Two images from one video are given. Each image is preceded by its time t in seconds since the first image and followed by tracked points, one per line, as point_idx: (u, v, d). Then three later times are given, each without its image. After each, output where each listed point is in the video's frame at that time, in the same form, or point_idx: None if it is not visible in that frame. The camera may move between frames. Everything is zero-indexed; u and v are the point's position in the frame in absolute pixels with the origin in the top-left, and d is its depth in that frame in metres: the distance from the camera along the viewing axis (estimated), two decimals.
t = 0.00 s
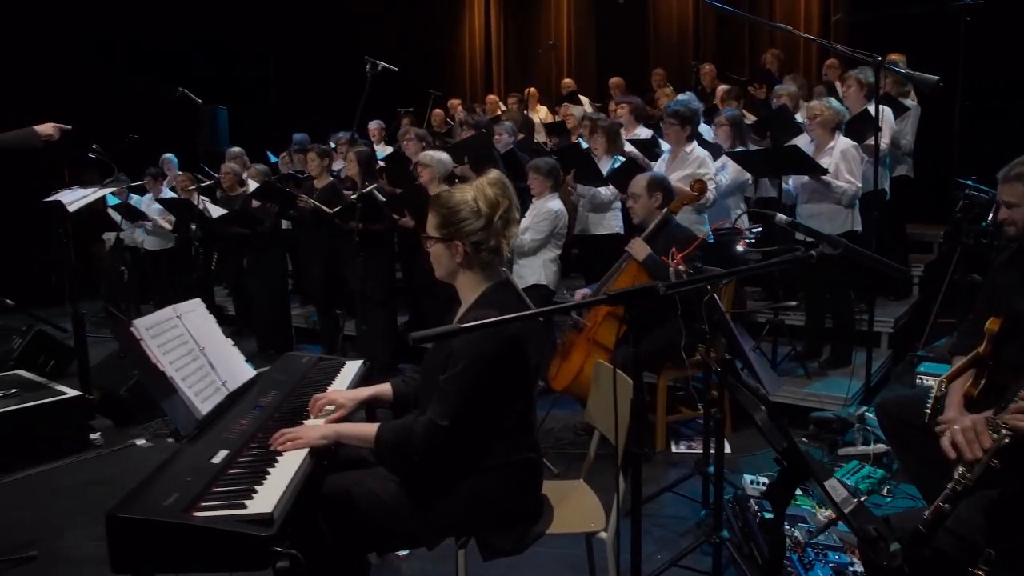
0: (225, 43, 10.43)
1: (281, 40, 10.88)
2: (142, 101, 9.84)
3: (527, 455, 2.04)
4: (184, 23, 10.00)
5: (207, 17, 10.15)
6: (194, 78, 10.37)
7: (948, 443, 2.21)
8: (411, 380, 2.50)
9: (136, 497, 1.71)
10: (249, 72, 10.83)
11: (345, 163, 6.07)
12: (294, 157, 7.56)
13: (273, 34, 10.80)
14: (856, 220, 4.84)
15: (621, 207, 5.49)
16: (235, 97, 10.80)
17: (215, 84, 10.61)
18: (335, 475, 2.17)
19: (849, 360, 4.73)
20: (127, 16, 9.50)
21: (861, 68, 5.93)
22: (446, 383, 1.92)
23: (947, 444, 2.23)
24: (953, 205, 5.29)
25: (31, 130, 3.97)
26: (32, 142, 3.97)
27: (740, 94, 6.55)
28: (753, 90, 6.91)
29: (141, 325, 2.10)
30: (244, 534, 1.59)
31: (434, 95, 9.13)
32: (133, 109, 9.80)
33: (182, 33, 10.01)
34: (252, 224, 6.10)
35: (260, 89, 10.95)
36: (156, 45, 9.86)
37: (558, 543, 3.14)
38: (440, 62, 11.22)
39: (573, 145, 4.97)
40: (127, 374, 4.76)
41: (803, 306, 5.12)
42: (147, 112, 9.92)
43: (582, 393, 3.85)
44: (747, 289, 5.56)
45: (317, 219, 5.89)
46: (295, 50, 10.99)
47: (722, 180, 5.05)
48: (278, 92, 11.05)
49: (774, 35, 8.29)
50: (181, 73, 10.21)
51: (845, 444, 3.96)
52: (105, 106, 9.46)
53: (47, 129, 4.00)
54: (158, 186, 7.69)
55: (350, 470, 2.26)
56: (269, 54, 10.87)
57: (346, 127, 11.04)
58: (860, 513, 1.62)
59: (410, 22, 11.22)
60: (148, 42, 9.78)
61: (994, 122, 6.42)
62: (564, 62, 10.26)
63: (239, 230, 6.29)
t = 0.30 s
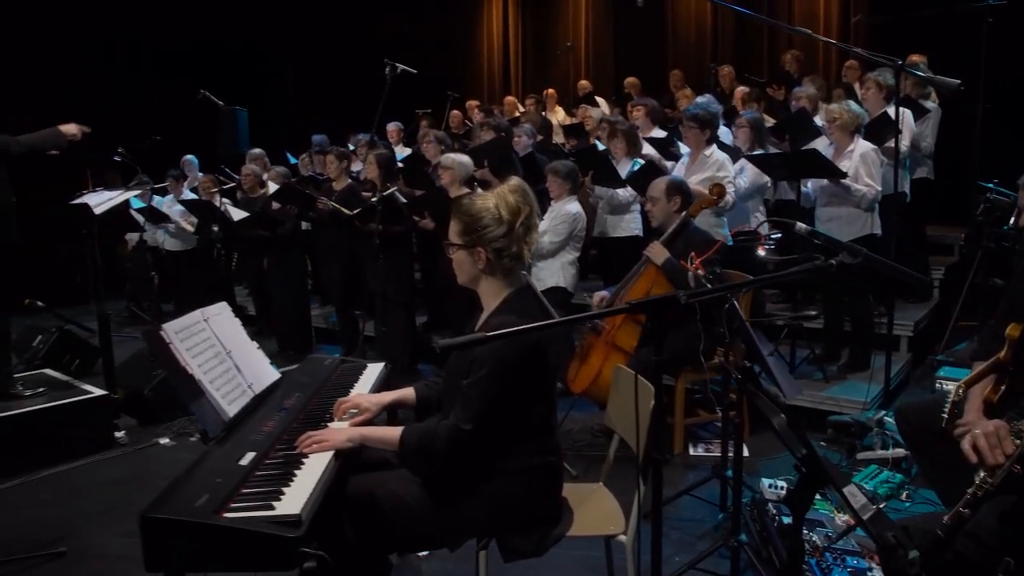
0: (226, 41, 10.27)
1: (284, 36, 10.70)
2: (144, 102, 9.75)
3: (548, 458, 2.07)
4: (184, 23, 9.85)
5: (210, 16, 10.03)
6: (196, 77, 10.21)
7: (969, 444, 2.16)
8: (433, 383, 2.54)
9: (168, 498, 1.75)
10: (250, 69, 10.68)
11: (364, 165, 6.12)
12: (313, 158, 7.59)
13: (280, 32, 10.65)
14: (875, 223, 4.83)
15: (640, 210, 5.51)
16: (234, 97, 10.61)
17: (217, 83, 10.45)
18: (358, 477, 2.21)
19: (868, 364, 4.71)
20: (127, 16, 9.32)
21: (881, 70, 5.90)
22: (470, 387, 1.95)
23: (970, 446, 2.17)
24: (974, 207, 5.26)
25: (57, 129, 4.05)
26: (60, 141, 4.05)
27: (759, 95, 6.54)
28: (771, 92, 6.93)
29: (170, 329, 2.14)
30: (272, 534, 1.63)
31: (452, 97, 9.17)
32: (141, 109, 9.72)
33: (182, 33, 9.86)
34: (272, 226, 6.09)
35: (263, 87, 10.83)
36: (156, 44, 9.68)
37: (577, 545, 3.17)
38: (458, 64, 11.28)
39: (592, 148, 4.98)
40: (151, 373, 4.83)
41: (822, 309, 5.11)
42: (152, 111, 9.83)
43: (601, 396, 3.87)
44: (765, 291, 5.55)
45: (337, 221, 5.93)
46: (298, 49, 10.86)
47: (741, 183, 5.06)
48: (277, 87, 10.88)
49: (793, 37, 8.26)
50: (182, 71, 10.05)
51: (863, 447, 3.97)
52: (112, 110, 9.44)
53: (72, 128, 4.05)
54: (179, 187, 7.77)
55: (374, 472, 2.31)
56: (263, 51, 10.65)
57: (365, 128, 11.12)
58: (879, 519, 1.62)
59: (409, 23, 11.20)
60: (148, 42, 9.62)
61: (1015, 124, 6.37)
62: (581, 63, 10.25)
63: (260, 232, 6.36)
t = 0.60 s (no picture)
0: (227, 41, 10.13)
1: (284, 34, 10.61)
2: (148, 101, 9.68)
3: (570, 460, 2.10)
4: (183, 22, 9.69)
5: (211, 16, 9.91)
6: (196, 77, 10.08)
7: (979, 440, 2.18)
8: (455, 382, 2.57)
9: (199, 495, 1.80)
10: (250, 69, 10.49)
11: (384, 166, 6.16)
12: (336, 159, 7.65)
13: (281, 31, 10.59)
14: (897, 225, 4.81)
15: (661, 211, 5.52)
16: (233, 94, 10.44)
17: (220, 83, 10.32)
18: (383, 476, 2.25)
19: (890, 366, 4.70)
20: (127, 16, 9.18)
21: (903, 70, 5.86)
22: (495, 389, 1.98)
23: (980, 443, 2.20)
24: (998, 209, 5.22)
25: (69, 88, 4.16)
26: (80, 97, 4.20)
27: (781, 95, 6.52)
28: (792, 93, 6.93)
29: (201, 330, 2.18)
30: (301, 532, 1.67)
31: (472, 98, 9.21)
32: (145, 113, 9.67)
33: (182, 33, 9.72)
34: (294, 226, 6.14)
35: (268, 86, 10.74)
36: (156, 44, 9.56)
37: (598, 545, 3.19)
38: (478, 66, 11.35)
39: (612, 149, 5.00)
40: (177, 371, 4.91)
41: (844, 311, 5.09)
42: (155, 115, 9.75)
43: (621, 398, 3.89)
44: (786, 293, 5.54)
45: (358, 220, 5.99)
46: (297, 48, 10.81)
47: (762, 184, 5.05)
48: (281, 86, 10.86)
49: (814, 38, 8.24)
50: (182, 71, 9.93)
51: (885, 450, 3.95)
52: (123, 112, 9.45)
53: (77, 78, 4.18)
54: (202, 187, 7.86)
55: (399, 472, 2.34)
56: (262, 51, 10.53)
57: (386, 129, 11.21)
58: (902, 523, 1.60)
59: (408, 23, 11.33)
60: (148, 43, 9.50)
61: None
62: (601, 64, 10.26)
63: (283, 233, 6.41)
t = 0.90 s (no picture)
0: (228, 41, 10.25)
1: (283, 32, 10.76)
2: (150, 100, 9.73)
3: (594, 460, 2.12)
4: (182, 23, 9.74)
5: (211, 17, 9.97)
6: (196, 76, 10.22)
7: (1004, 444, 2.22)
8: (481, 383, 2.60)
9: (234, 491, 1.84)
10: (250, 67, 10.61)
11: (408, 166, 6.21)
12: (359, 159, 7.69)
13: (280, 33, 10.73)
14: (922, 226, 4.77)
15: (684, 212, 5.52)
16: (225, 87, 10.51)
17: (218, 83, 10.45)
18: (411, 475, 2.28)
19: (914, 369, 4.67)
20: (127, 16, 9.20)
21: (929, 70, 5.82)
22: (525, 389, 2.01)
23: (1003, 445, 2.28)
24: None
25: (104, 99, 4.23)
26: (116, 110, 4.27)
27: (804, 95, 6.50)
28: (816, 93, 6.90)
29: (233, 328, 2.21)
30: (334, 527, 1.70)
31: (494, 98, 9.24)
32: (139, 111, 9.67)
33: (182, 33, 9.80)
34: (317, 225, 6.16)
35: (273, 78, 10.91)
36: (157, 43, 9.62)
37: (621, 545, 3.21)
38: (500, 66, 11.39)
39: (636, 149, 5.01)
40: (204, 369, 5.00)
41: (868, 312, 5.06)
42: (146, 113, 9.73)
43: (643, 399, 3.91)
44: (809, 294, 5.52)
45: (382, 220, 6.04)
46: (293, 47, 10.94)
47: (786, 185, 5.04)
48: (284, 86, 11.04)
49: (837, 38, 8.18)
50: (182, 71, 10.06)
51: (909, 453, 3.94)
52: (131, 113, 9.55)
53: (115, 92, 4.23)
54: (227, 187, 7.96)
55: (425, 470, 2.38)
56: (265, 49, 10.66)
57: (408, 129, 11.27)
58: (928, 525, 1.61)
59: (408, 23, 11.49)
60: (147, 43, 9.55)
61: None
62: (622, 63, 10.21)
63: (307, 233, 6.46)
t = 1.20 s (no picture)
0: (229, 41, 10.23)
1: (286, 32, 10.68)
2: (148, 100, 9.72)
3: (619, 458, 2.14)
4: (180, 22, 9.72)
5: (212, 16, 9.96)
6: (196, 76, 10.15)
7: None
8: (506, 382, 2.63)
9: (269, 485, 1.88)
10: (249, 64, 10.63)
11: (431, 166, 6.25)
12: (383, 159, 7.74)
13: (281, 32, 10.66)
14: (949, 227, 4.74)
15: (707, 212, 5.52)
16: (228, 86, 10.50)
17: (218, 82, 10.41)
18: (438, 472, 2.32)
19: (939, 370, 4.63)
20: (127, 16, 9.21)
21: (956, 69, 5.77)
22: (552, 389, 2.04)
23: None
24: None
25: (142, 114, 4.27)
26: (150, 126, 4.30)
27: (828, 95, 6.47)
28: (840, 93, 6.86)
29: (265, 327, 2.26)
30: (366, 521, 1.74)
31: (517, 98, 9.27)
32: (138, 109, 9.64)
33: (181, 33, 9.78)
34: (341, 224, 6.25)
35: (275, 76, 10.92)
36: (158, 43, 9.61)
37: (645, 543, 3.22)
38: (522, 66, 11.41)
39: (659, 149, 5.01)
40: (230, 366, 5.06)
41: (892, 313, 5.04)
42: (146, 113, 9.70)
43: (667, 399, 3.92)
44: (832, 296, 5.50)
45: (406, 220, 6.09)
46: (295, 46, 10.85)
47: (810, 185, 5.02)
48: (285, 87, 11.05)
49: (862, 37, 8.12)
50: (183, 71, 9.99)
51: (934, 455, 3.92)
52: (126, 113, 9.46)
53: (156, 109, 4.27)
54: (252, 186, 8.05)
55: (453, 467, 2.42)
56: (264, 47, 10.66)
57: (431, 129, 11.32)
58: (955, 526, 1.62)
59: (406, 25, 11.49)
60: (148, 43, 9.53)
61: None
62: (645, 63, 10.21)
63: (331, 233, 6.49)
